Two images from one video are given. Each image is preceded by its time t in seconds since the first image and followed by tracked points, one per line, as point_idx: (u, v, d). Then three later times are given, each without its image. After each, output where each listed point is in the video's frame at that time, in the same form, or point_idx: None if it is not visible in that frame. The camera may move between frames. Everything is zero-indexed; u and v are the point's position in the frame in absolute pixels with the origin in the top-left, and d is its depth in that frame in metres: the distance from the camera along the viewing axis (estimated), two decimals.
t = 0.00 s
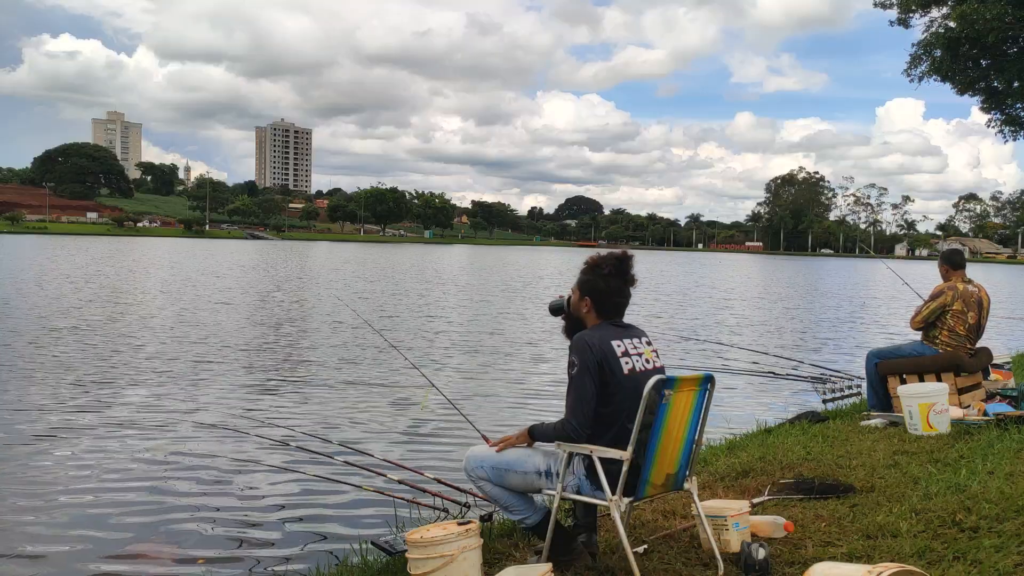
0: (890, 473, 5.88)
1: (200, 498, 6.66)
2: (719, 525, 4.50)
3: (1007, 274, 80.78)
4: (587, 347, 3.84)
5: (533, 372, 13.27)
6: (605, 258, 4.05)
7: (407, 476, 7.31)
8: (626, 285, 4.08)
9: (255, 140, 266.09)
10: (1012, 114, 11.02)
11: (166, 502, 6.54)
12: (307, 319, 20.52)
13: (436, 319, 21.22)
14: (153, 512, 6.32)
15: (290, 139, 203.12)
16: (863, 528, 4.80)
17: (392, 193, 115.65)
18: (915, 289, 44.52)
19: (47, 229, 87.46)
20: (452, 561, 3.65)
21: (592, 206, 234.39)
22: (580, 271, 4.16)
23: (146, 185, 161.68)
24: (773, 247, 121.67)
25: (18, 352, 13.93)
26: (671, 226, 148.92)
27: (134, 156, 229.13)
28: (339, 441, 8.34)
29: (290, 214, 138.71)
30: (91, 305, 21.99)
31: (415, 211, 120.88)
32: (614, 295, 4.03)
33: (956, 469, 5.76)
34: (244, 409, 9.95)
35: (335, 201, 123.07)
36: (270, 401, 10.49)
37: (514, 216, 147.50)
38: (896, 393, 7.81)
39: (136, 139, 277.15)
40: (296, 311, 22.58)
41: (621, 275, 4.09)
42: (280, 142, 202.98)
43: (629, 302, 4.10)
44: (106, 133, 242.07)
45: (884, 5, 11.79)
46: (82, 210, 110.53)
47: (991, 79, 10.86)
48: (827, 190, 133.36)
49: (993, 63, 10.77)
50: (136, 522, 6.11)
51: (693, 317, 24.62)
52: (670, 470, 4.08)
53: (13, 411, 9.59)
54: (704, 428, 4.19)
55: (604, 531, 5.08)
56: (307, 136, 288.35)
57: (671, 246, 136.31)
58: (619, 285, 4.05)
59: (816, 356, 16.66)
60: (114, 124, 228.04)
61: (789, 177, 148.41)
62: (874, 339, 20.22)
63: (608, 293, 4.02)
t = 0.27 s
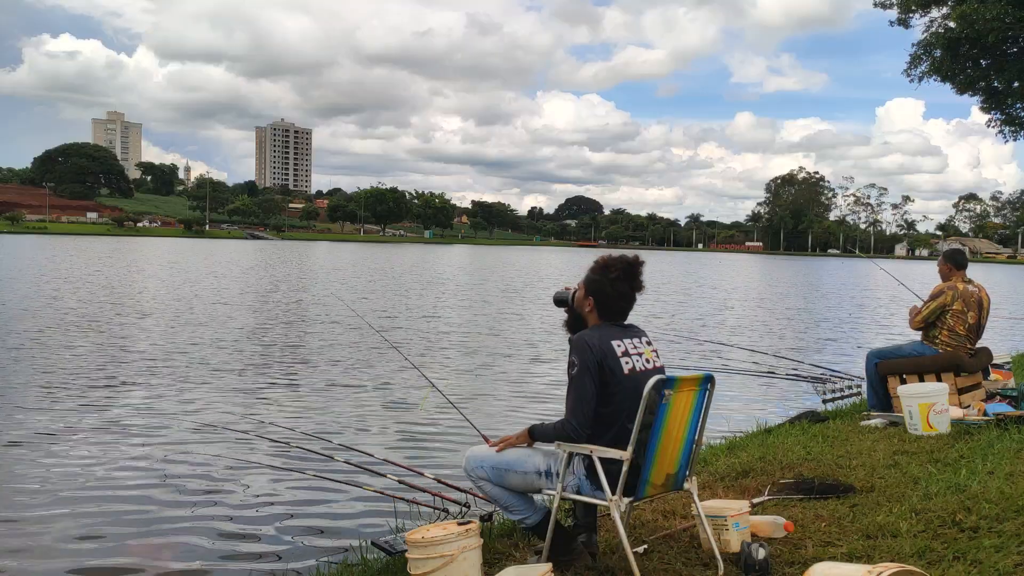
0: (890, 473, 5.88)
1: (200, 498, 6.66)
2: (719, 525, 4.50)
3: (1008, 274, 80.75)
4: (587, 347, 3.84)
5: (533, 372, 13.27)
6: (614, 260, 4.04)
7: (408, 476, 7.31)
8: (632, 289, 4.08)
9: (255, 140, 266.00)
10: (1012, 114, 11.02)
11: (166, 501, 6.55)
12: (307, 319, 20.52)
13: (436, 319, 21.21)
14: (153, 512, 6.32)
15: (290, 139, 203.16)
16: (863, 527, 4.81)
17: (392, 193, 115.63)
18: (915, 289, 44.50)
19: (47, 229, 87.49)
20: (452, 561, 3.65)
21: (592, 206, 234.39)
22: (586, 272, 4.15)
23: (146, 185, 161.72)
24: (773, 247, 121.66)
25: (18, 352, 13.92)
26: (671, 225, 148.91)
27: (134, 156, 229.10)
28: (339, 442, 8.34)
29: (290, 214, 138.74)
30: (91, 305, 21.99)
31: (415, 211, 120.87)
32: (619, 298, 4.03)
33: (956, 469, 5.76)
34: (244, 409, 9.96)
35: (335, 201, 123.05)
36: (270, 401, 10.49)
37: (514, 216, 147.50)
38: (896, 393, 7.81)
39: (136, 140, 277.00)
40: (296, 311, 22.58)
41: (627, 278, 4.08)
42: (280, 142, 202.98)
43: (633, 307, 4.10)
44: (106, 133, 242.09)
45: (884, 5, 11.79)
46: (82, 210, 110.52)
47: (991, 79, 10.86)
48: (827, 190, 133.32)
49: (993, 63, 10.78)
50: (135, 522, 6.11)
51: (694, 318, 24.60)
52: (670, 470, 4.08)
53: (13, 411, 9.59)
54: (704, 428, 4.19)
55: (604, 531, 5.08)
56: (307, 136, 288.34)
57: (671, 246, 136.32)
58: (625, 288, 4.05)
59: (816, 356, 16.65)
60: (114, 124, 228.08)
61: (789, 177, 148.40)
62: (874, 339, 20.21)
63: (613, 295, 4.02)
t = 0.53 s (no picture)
0: (890, 473, 5.88)
1: (200, 498, 6.67)
2: (719, 525, 4.50)
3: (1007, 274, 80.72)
4: (587, 347, 3.84)
5: (533, 372, 13.27)
6: (621, 262, 4.02)
7: (407, 476, 7.31)
8: (638, 292, 4.06)
9: (255, 140, 266.06)
10: (1012, 114, 11.02)
11: (166, 502, 6.55)
12: (307, 319, 20.53)
13: (436, 319, 21.21)
14: (153, 512, 6.32)
15: (290, 139, 203.23)
16: (864, 528, 4.81)
17: (392, 193, 115.64)
18: (915, 289, 44.49)
19: (48, 229, 87.51)
20: (452, 561, 3.65)
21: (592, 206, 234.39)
22: (592, 272, 4.14)
23: (146, 185, 161.77)
24: (773, 247, 121.65)
25: (18, 352, 13.92)
26: (671, 225, 148.91)
27: (134, 156, 228.92)
28: (339, 442, 8.34)
29: (291, 214, 138.77)
30: (90, 305, 22.00)
31: (415, 211, 120.86)
32: (624, 301, 4.02)
33: (956, 469, 5.76)
34: (244, 410, 9.96)
35: (335, 201, 123.07)
36: (270, 401, 10.49)
37: (514, 215, 147.50)
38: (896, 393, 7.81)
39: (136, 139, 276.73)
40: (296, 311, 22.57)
41: (634, 282, 4.06)
42: (280, 142, 203.05)
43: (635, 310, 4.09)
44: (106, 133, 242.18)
45: (884, 5, 11.79)
46: (82, 210, 110.54)
47: (991, 79, 10.86)
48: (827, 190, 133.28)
49: (993, 63, 10.78)
50: (135, 522, 6.11)
51: (694, 318, 24.59)
52: (670, 470, 4.08)
53: (14, 411, 9.59)
54: (704, 428, 4.19)
55: (604, 531, 5.08)
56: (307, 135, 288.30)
57: (671, 246, 136.34)
58: (630, 291, 4.03)
59: (816, 356, 16.64)
60: (114, 124, 228.15)
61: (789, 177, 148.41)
62: (874, 339, 20.20)
63: (618, 298, 4.01)
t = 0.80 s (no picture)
0: (890, 473, 5.88)
1: (200, 498, 6.67)
2: (719, 525, 4.50)
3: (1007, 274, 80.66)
4: (588, 347, 3.84)
5: (533, 372, 13.27)
6: (625, 264, 4.02)
7: (407, 476, 7.31)
8: (641, 294, 4.06)
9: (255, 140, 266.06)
10: (1012, 114, 11.01)
11: (166, 502, 6.55)
12: (307, 319, 20.52)
13: (436, 319, 21.20)
14: (153, 512, 6.32)
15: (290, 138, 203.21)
16: (864, 528, 4.80)
17: (392, 193, 115.62)
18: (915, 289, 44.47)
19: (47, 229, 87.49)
20: (452, 561, 3.65)
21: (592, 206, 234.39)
22: (596, 272, 4.14)
23: (146, 185, 161.77)
24: (773, 247, 121.61)
25: (18, 352, 13.92)
26: (671, 226, 148.90)
27: (134, 155, 228.83)
28: (339, 442, 8.34)
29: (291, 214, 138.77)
30: (90, 305, 22.00)
31: (415, 211, 120.83)
32: (626, 303, 4.02)
33: (956, 469, 5.76)
34: (244, 409, 9.96)
35: (335, 201, 123.08)
36: (270, 401, 10.49)
37: (514, 215, 147.47)
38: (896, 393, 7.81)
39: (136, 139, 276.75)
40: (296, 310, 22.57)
41: (638, 284, 4.06)
42: (280, 142, 203.03)
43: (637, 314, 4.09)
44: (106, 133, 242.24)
45: (884, 5, 11.80)
46: (82, 210, 110.53)
47: (991, 79, 10.86)
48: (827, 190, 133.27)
49: (993, 63, 10.78)
50: (135, 522, 6.11)
51: (694, 318, 24.59)
52: (670, 470, 4.08)
53: (14, 411, 9.59)
54: (704, 428, 4.18)
55: (604, 531, 5.08)
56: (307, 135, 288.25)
57: (671, 246, 136.33)
58: (633, 293, 4.03)
59: (816, 356, 16.63)
60: (114, 124, 228.24)
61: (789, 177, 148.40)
62: (874, 339, 20.19)
63: (620, 301, 4.01)
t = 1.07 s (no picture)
0: (890, 473, 5.88)
1: (199, 498, 6.66)
2: (719, 525, 4.50)
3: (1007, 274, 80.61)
4: (590, 347, 3.84)
5: (533, 372, 13.27)
6: (618, 261, 4.03)
7: (407, 476, 7.31)
8: (637, 290, 4.07)
9: (255, 140, 266.07)
10: (1012, 114, 11.01)
11: (166, 502, 6.55)
12: (307, 319, 20.52)
13: (437, 319, 21.21)
14: (153, 512, 6.32)
15: (291, 138, 203.22)
16: (863, 527, 4.80)
17: (392, 193, 115.61)
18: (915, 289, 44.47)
19: (48, 229, 87.47)
20: (452, 561, 3.65)
21: (592, 206, 234.42)
22: (591, 272, 4.14)
23: (146, 185, 161.78)
24: (773, 247, 121.60)
25: (19, 352, 13.93)
26: (671, 226, 148.91)
27: (134, 155, 228.74)
28: (339, 442, 8.35)
29: (291, 215, 138.73)
30: (90, 305, 22.00)
31: (415, 211, 120.79)
32: (624, 300, 4.02)
33: (956, 469, 5.76)
34: (244, 409, 9.96)
35: (335, 201, 123.10)
36: (270, 401, 10.50)
37: (514, 215, 147.50)
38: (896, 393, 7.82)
39: (136, 139, 276.74)
40: (296, 310, 22.57)
41: (633, 280, 4.07)
42: (280, 142, 203.03)
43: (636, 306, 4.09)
44: (106, 134, 242.32)
45: (884, 5, 11.80)
46: (82, 210, 110.53)
47: (991, 78, 10.86)
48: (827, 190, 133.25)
49: (993, 63, 10.78)
50: (134, 523, 6.11)
51: (694, 318, 24.59)
52: (670, 470, 4.08)
53: (14, 411, 9.59)
54: (704, 429, 4.19)
55: (604, 531, 5.08)
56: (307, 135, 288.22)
57: (671, 246, 136.31)
58: (629, 289, 4.04)
59: (816, 356, 16.63)
60: (114, 124, 228.23)
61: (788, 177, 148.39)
62: (874, 339, 20.19)
63: (618, 299, 4.01)
